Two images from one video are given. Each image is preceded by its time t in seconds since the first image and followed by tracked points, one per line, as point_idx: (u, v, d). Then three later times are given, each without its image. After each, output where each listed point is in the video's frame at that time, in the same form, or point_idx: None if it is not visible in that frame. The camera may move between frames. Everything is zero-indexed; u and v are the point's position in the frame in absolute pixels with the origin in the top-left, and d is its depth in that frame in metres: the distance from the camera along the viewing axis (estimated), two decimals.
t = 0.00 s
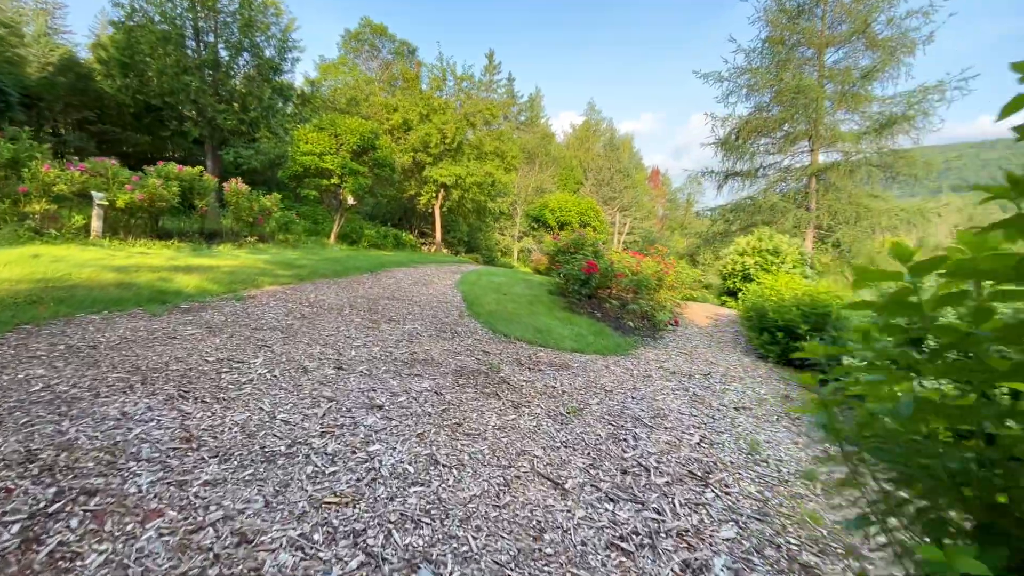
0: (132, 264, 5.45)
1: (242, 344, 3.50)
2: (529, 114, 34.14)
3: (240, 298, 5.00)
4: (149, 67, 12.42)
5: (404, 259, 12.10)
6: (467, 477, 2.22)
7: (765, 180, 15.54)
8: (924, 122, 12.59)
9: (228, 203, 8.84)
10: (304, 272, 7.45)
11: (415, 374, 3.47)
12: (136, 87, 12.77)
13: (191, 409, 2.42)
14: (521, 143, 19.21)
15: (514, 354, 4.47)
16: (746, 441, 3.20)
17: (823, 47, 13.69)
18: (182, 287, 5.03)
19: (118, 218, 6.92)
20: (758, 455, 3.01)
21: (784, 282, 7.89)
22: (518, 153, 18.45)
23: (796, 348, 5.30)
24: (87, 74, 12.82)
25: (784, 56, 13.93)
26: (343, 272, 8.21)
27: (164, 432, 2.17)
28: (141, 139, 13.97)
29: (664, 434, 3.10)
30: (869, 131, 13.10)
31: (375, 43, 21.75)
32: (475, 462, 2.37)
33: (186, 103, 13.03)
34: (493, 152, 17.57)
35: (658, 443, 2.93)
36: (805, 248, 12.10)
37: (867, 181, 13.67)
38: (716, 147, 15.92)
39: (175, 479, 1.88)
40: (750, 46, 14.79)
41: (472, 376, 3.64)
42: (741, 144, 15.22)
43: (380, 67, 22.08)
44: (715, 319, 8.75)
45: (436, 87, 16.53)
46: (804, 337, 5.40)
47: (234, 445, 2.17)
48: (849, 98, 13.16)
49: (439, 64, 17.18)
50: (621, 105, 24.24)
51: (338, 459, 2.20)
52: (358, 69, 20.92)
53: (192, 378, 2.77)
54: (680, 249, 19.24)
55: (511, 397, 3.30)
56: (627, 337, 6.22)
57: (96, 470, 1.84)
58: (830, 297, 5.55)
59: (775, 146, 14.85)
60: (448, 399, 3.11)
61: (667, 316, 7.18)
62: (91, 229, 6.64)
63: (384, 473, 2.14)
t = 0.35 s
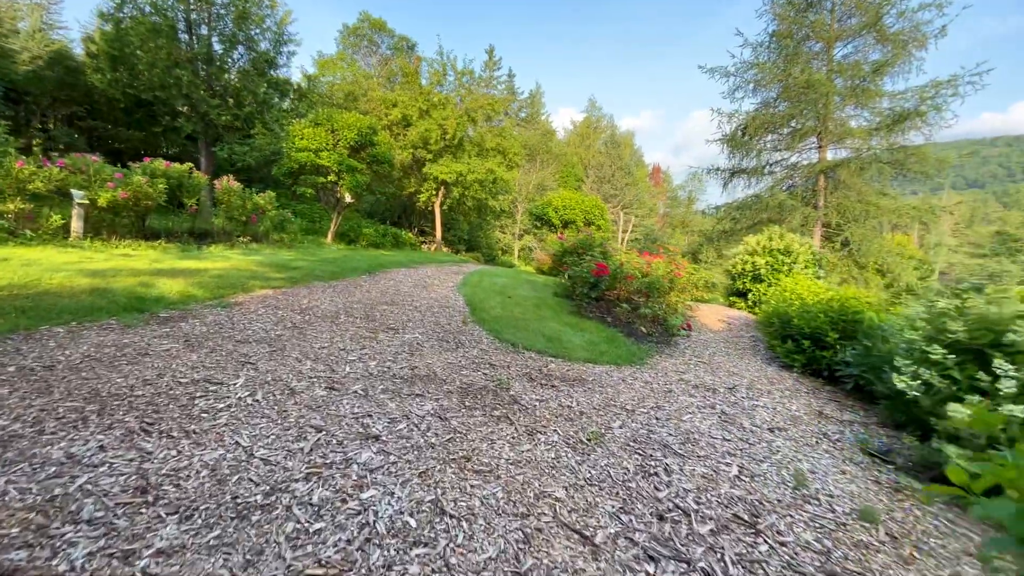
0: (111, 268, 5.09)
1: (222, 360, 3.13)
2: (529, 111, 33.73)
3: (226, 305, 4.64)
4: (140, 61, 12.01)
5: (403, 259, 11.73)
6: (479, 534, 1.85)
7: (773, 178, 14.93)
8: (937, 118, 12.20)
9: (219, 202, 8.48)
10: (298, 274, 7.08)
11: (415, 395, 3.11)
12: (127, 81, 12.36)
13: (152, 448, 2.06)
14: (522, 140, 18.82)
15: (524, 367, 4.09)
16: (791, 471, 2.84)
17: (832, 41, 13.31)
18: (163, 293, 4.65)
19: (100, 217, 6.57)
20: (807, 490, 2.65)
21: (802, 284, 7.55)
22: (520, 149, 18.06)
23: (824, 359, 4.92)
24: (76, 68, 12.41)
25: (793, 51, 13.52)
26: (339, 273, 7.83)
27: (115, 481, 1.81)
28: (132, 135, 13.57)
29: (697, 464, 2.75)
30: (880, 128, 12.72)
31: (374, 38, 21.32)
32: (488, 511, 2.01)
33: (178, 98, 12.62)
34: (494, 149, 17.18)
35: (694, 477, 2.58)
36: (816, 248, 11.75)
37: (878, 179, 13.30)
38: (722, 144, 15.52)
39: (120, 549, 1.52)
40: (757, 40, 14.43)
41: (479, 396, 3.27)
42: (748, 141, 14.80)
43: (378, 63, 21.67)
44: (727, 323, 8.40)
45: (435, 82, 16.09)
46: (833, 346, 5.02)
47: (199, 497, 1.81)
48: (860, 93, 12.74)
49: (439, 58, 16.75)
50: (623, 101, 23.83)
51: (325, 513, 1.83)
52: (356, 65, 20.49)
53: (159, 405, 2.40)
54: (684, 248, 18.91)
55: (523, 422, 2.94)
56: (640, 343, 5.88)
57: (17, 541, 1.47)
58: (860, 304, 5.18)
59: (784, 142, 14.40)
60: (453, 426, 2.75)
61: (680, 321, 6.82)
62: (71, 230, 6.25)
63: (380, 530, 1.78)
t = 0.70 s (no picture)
0: (85, 269, 4.71)
1: (193, 376, 2.76)
2: (529, 105, 33.21)
3: (207, 309, 4.26)
4: (127, 50, 11.57)
5: (402, 256, 11.35)
6: None
7: (780, 172, 14.77)
8: (951, 110, 11.80)
9: (208, 197, 8.10)
10: (290, 273, 6.71)
11: (413, 417, 2.75)
12: (115, 72, 11.92)
13: (91, 498, 1.69)
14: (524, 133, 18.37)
15: (533, 379, 3.72)
16: (843, 507, 2.47)
17: (842, 32, 12.89)
18: (138, 296, 4.27)
19: (78, 213, 6.16)
20: (867, 531, 2.28)
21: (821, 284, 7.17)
22: (521, 143, 17.63)
23: (855, 366, 4.54)
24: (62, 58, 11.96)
25: (801, 41, 13.11)
26: (334, 272, 7.46)
27: (36, 550, 1.45)
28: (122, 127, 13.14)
29: (737, 500, 2.39)
30: (892, 121, 12.30)
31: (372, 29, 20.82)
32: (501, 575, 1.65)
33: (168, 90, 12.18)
34: (495, 142, 16.76)
35: (737, 518, 2.23)
36: (829, 244, 11.37)
37: (888, 174, 12.91)
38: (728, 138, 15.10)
39: None
40: (766, 31, 14.00)
41: (484, 416, 2.90)
42: (755, 134, 14.36)
43: (377, 56, 21.20)
44: (741, 324, 8.03)
45: (434, 73, 15.63)
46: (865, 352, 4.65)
47: (140, 569, 1.45)
48: (870, 85, 12.35)
49: (439, 48, 16.27)
50: (626, 95, 23.38)
51: None
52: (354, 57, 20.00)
53: (107, 438, 2.03)
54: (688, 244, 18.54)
55: (536, 448, 2.59)
56: (654, 348, 5.52)
57: None
58: (894, 307, 4.80)
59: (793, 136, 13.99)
60: (456, 455, 2.39)
61: (694, 323, 6.45)
62: (45, 227, 5.82)
63: None
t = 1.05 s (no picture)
0: (58, 273, 4.37)
1: (163, 402, 2.42)
2: (530, 99, 32.74)
3: (190, 317, 3.92)
4: (116, 41, 11.16)
5: (401, 254, 10.99)
6: None
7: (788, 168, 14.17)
8: (965, 104, 11.51)
9: (198, 194, 7.75)
10: (281, 274, 6.37)
11: (415, 449, 2.41)
12: (104, 64, 11.52)
13: None
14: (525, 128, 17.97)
15: (546, 397, 3.38)
16: (911, 554, 2.14)
17: (853, 23, 12.48)
18: (113, 303, 3.93)
19: (57, 212, 5.81)
20: None
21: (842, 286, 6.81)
22: (523, 137, 17.24)
23: (890, 377, 4.20)
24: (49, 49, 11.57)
25: (811, 32, 12.71)
26: (331, 273, 7.12)
27: None
28: (113, 121, 12.76)
29: (790, 550, 2.06)
30: (903, 115, 11.94)
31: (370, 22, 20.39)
32: None
33: (159, 82, 11.78)
34: (496, 137, 16.37)
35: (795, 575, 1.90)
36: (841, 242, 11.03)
37: (899, 170, 12.53)
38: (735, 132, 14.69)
39: None
40: (774, 22, 13.60)
41: (495, 445, 2.56)
42: (762, 128, 13.92)
43: (375, 49, 20.78)
44: (755, 326, 7.69)
45: (434, 65, 15.21)
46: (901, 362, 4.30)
47: None
48: (880, 79, 11.91)
49: (439, 40, 15.87)
50: (628, 90, 22.96)
51: None
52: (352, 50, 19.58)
53: (47, 489, 1.70)
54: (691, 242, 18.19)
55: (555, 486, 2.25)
56: (670, 356, 5.19)
57: None
58: (931, 313, 4.45)
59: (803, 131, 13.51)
60: (464, 499, 2.06)
61: (709, 327, 6.11)
62: (21, 226, 5.48)
63: None
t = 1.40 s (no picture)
0: (24, 277, 4.00)
1: (120, 436, 2.07)
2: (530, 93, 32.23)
3: (168, 327, 3.55)
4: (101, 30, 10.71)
5: (400, 252, 10.64)
6: None
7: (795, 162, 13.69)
8: (977, 97, 11.16)
9: (185, 190, 7.36)
10: (272, 274, 6.01)
11: (416, 491, 2.05)
12: (89, 54, 11.08)
13: None
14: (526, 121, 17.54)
15: (561, 417, 3.03)
16: None
17: (862, 14, 12.05)
18: (82, 311, 3.56)
19: (31, 209, 5.45)
20: None
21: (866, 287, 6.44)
22: (524, 131, 16.82)
23: (930, 390, 3.86)
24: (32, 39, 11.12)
25: (820, 23, 12.31)
26: (326, 273, 6.76)
27: None
28: (100, 114, 12.31)
29: None
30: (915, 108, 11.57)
31: (368, 14, 19.91)
32: None
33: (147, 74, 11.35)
34: (497, 131, 15.95)
35: None
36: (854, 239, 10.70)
37: (908, 164, 12.19)
38: (741, 126, 14.31)
39: None
40: (782, 12, 13.20)
41: (508, 483, 2.20)
42: (769, 122, 13.52)
43: (373, 42, 20.31)
44: (770, 328, 7.36)
45: (433, 57, 14.71)
46: (942, 373, 3.94)
47: None
48: (889, 71, 11.52)
49: (438, 30, 15.37)
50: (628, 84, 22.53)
51: None
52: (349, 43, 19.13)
53: None
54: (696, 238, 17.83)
55: (582, 538, 1.91)
56: (687, 363, 4.85)
57: None
58: (974, 319, 4.11)
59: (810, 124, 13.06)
60: (477, 560, 1.71)
61: (725, 331, 5.79)
62: None
63: None
